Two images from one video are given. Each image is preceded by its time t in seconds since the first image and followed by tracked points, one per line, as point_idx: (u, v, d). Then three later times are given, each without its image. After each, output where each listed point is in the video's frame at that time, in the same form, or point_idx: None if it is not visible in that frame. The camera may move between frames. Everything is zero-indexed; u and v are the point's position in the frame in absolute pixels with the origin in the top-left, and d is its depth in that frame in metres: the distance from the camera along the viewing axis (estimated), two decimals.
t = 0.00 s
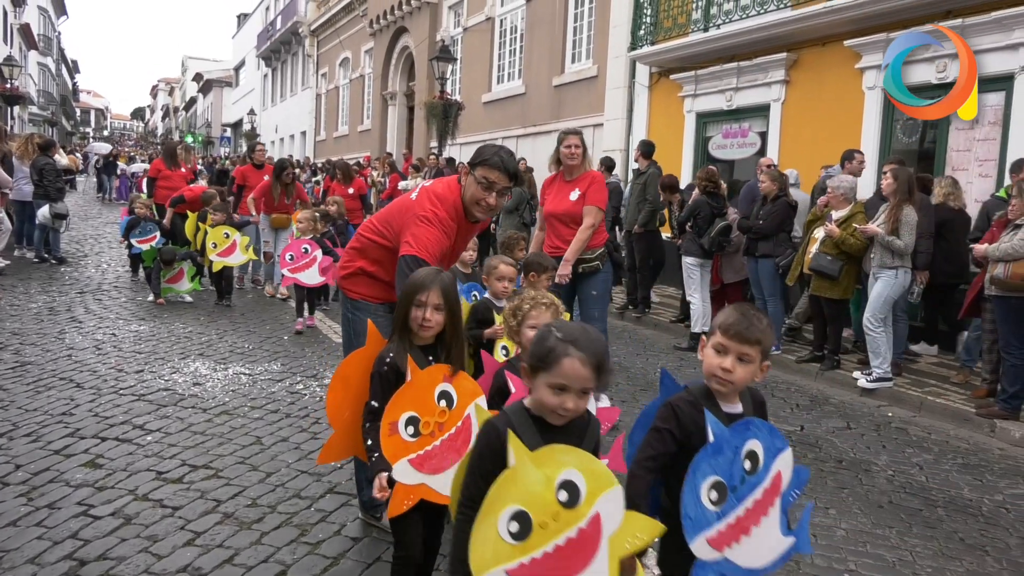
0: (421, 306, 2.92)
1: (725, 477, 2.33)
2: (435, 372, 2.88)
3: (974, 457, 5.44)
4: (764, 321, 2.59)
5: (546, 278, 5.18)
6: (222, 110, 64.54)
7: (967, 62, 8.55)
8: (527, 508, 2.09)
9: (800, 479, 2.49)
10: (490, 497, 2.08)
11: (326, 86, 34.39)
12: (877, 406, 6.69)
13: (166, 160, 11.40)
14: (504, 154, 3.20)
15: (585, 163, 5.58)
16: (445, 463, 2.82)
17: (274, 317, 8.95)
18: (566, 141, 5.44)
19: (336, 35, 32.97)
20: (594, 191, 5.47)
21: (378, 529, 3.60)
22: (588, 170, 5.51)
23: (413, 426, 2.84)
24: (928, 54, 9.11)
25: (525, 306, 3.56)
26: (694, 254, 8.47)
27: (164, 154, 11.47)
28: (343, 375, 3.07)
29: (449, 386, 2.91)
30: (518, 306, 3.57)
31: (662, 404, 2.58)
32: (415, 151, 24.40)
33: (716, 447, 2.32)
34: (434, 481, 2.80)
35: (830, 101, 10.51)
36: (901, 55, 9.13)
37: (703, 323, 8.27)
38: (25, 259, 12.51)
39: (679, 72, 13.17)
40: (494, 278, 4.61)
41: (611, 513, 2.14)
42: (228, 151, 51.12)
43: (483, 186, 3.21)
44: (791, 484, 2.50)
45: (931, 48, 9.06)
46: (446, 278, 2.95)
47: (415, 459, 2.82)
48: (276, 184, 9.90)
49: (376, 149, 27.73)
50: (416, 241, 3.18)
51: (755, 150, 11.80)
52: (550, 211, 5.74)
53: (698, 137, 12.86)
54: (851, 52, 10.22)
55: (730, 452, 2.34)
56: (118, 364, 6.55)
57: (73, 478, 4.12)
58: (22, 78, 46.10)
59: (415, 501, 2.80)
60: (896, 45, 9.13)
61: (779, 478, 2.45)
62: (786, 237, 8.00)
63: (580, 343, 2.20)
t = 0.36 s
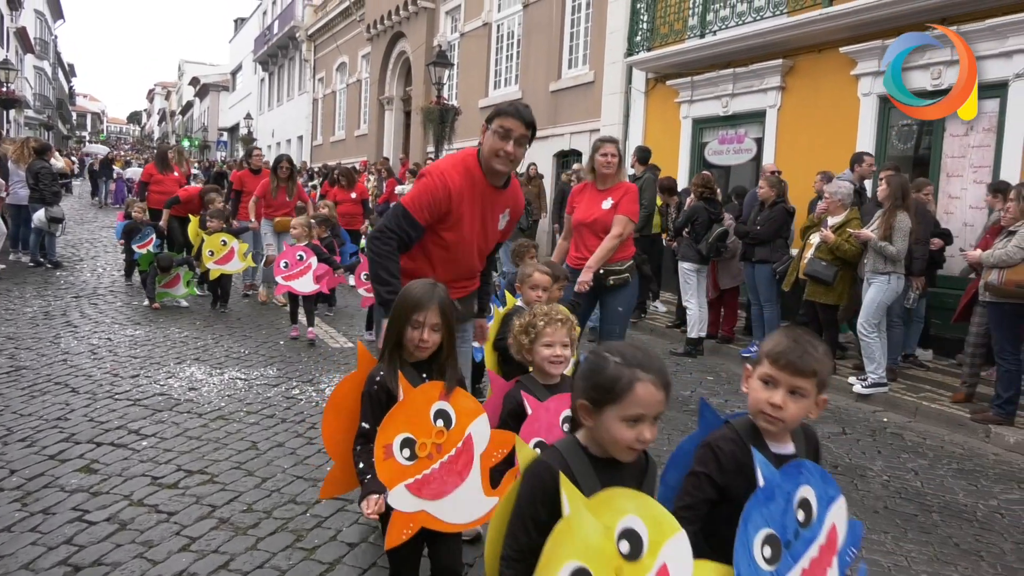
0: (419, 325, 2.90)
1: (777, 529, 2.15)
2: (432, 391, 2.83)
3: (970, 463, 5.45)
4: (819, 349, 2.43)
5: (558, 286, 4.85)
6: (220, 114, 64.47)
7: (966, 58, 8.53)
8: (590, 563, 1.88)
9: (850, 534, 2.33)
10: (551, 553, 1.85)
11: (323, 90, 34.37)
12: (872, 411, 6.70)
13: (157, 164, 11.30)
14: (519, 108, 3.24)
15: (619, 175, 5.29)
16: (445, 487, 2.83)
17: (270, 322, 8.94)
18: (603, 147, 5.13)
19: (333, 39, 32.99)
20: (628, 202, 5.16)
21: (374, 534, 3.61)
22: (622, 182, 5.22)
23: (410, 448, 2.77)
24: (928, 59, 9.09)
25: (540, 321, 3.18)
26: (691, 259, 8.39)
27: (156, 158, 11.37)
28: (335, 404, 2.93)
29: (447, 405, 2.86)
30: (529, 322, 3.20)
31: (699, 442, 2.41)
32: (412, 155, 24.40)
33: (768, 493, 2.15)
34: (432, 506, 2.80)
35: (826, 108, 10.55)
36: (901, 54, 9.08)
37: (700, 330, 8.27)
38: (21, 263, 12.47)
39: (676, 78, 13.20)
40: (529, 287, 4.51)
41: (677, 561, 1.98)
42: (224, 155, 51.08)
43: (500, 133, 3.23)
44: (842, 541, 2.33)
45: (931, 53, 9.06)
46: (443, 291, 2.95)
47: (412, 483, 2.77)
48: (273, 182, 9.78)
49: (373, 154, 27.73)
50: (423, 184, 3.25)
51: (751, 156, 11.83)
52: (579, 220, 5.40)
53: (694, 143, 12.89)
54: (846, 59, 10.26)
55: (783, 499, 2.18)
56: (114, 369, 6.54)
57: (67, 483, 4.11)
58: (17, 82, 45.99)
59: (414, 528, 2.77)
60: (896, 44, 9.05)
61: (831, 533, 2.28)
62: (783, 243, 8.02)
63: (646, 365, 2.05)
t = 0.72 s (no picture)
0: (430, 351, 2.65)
1: None
2: (456, 404, 2.70)
3: (959, 466, 5.48)
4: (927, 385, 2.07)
5: (574, 294, 4.86)
6: (211, 118, 64.32)
7: (966, 53, 8.46)
8: None
9: None
10: None
11: (314, 95, 34.37)
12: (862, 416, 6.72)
13: (146, 169, 11.34)
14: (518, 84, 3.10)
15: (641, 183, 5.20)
16: (456, 507, 2.69)
17: (262, 327, 8.92)
18: (626, 152, 5.01)
19: (325, 44, 32.99)
20: (650, 212, 5.10)
21: (366, 540, 3.60)
22: (645, 191, 5.14)
23: (426, 459, 2.62)
24: (923, 63, 9.09)
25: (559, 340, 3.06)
26: (683, 263, 8.41)
27: (144, 166, 11.49)
28: (341, 430, 2.61)
29: (467, 420, 2.75)
30: (550, 341, 3.07)
31: (782, 491, 2.12)
32: (404, 160, 24.41)
33: (858, 552, 1.77)
34: (444, 525, 2.64)
35: (816, 113, 10.60)
36: (901, 54, 9.02)
37: (690, 333, 8.31)
38: (10, 268, 12.40)
39: (667, 84, 13.25)
40: (540, 299, 4.38)
41: None
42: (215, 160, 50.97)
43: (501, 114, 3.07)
44: None
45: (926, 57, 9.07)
46: (460, 310, 2.71)
47: (425, 497, 2.61)
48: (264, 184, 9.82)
49: (365, 158, 27.74)
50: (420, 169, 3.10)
51: (741, 161, 11.88)
52: (597, 227, 5.27)
53: (685, 148, 12.93)
54: (836, 65, 10.32)
55: (879, 564, 1.77)
56: (104, 375, 6.51)
57: (57, 489, 4.08)
58: (7, 85, 45.81)
59: (423, 548, 2.59)
60: (896, 44, 8.99)
61: None
62: (775, 248, 8.06)
63: (718, 421, 1.75)
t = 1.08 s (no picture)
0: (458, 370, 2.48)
1: None
2: (491, 422, 2.52)
3: (956, 470, 5.48)
4: None
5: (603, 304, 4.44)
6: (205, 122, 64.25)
7: (967, 52, 8.33)
8: None
9: None
10: None
11: (309, 99, 34.34)
12: (858, 419, 6.72)
13: (142, 174, 11.41)
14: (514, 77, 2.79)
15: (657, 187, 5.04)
16: (493, 534, 2.51)
17: (257, 332, 8.90)
18: (640, 156, 4.83)
19: (320, 49, 32.99)
20: (670, 217, 4.96)
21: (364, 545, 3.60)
22: (662, 196, 4.99)
23: (458, 481, 2.45)
24: (920, 68, 9.13)
25: (610, 360, 2.95)
26: (678, 267, 8.40)
27: (142, 171, 11.55)
28: (365, 443, 2.47)
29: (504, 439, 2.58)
30: (597, 359, 2.98)
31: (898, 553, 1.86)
32: (399, 164, 24.40)
33: None
34: (478, 552, 2.47)
35: (811, 117, 10.63)
36: (901, 54, 8.88)
37: (686, 337, 8.33)
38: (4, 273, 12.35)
39: (662, 88, 13.27)
40: (574, 311, 4.05)
41: None
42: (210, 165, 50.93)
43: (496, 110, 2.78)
44: None
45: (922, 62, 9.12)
46: (492, 323, 2.50)
47: (457, 522, 2.45)
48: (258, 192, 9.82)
49: (360, 163, 27.73)
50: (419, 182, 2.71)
51: (736, 165, 11.91)
52: (616, 235, 5.04)
53: (680, 152, 12.95)
54: (830, 69, 10.35)
55: None
56: (99, 379, 6.48)
57: (52, 495, 4.06)
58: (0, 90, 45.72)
59: None
60: (897, 44, 8.82)
61: None
62: (772, 252, 8.08)
63: (930, 510, 1.24)
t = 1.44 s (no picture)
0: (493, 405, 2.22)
1: None
2: (523, 464, 2.25)
3: (964, 471, 5.47)
4: None
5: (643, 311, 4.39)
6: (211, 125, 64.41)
7: (966, 52, 8.39)
8: None
9: None
10: None
11: (314, 102, 34.42)
12: (865, 420, 6.71)
13: (153, 177, 11.44)
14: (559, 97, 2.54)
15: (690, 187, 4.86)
16: None
17: (263, 334, 8.93)
18: (675, 154, 4.65)
19: (324, 51, 33.05)
20: (706, 218, 4.81)
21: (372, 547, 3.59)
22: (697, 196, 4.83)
23: (497, 535, 2.18)
24: (920, 68, 9.14)
25: (662, 383, 2.73)
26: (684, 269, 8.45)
27: (151, 173, 11.59)
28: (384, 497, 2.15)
29: (536, 481, 2.29)
30: (644, 381, 2.75)
31: None
32: (403, 166, 24.42)
33: None
34: None
35: (816, 117, 10.61)
36: (901, 54, 8.96)
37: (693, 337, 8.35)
38: (11, 276, 12.40)
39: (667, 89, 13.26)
40: (621, 320, 3.91)
41: None
42: (215, 167, 51.06)
43: (535, 132, 2.53)
44: None
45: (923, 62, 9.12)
46: (525, 350, 2.26)
47: None
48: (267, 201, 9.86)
49: (365, 165, 27.79)
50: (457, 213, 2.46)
51: (742, 166, 11.90)
52: (649, 237, 4.85)
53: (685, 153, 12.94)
54: (836, 69, 10.32)
55: None
56: (106, 382, 6.50)
57: (60, 497, 4.07)
58: (6, 94, 45.89)
59: None
60: (896, 45, 8.93)
61: None
62: (779, 253, 8.08)
63: None
